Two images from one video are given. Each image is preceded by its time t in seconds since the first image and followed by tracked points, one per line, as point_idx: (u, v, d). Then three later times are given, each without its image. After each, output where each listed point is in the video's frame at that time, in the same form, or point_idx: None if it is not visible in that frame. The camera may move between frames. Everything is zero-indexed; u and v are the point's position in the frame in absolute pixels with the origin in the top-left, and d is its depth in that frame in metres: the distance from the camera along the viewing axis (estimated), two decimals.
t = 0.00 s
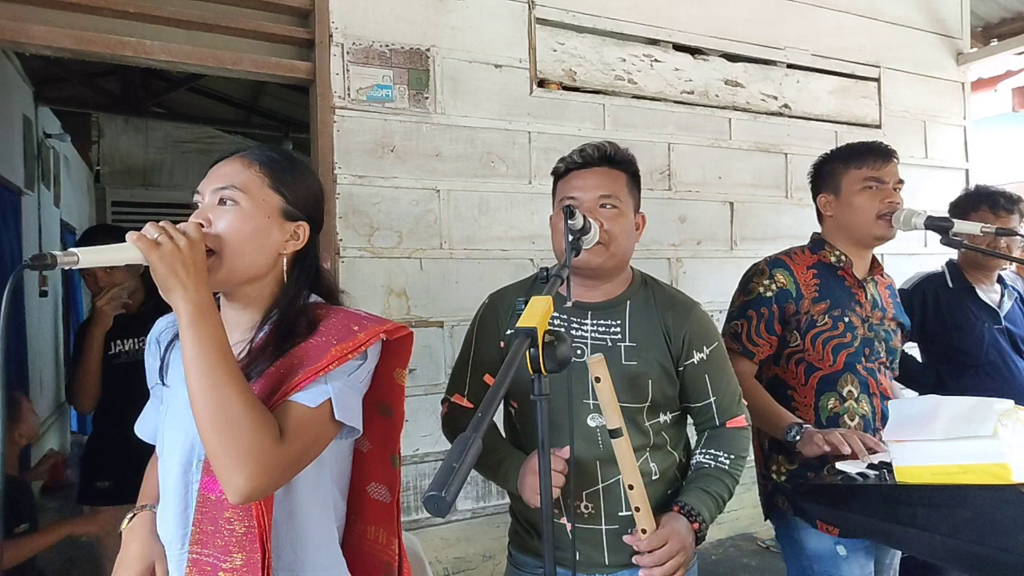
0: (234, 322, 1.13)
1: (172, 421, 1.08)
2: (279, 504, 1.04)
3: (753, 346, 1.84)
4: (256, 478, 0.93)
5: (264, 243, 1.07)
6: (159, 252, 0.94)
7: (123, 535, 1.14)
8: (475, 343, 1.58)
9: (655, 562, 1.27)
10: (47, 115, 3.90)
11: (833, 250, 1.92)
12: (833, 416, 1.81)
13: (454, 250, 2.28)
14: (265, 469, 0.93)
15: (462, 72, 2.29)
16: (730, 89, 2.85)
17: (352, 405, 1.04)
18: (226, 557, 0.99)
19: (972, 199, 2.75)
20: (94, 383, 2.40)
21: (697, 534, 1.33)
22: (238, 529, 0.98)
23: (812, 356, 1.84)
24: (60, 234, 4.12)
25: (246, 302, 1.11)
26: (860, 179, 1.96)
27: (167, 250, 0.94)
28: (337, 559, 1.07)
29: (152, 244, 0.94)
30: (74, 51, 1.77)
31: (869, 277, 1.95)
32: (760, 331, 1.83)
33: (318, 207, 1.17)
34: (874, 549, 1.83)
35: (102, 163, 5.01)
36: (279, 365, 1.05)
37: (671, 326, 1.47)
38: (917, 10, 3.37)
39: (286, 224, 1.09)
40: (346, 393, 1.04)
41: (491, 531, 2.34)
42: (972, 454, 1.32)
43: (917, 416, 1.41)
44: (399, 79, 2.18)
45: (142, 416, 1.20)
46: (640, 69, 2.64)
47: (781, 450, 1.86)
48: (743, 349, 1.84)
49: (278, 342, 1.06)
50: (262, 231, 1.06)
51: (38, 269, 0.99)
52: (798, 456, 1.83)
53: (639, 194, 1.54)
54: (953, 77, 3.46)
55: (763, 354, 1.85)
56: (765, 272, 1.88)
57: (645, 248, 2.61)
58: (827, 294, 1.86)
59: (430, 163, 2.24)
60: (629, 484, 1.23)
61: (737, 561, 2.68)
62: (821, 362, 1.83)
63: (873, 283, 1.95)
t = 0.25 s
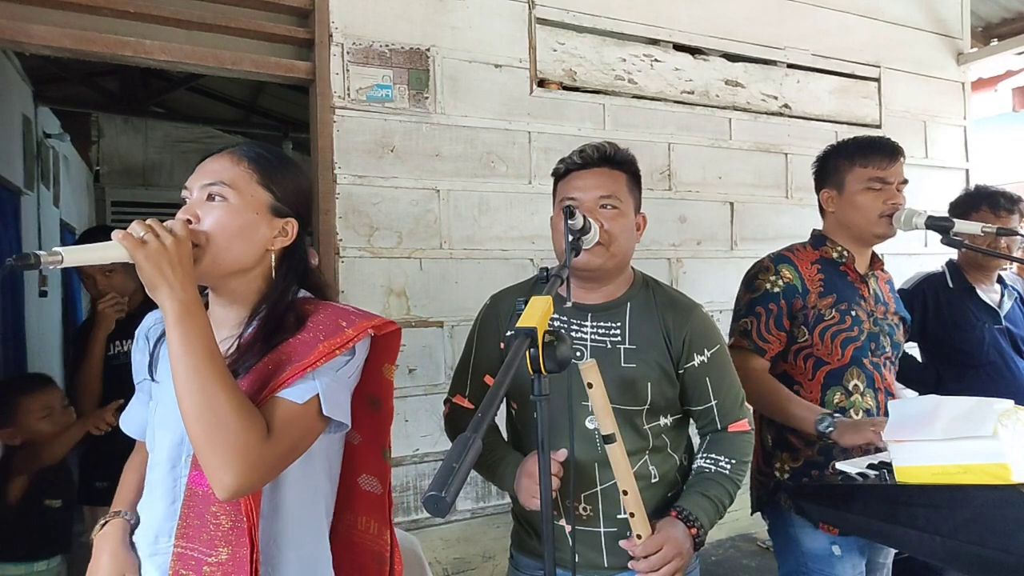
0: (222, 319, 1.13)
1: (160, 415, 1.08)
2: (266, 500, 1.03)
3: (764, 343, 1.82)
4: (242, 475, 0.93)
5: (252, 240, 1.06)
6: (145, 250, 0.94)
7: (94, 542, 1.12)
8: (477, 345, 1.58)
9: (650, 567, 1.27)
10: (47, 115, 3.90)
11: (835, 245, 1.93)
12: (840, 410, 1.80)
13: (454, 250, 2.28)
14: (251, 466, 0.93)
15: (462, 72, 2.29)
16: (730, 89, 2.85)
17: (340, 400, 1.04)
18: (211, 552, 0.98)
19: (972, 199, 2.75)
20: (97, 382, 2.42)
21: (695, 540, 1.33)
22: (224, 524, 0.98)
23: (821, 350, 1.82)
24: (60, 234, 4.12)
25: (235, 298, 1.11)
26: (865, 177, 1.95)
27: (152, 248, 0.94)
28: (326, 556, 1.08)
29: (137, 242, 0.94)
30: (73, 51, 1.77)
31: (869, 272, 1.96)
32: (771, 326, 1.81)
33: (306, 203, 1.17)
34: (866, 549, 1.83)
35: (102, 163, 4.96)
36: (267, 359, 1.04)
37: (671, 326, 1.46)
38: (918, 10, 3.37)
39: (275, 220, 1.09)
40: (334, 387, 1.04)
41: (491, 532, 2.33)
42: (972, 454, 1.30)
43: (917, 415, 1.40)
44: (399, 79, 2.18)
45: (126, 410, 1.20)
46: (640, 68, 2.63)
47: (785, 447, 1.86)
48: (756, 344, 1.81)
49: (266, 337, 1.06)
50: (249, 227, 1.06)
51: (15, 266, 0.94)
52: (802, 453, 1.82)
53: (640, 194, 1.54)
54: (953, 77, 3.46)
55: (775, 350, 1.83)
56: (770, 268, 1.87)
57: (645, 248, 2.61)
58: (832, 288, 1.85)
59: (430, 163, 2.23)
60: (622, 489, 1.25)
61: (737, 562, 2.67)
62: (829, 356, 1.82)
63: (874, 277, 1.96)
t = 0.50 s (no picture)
0: (218, 325, 1.13)
1: (156, 421, 1.08)
2: (262, 506, 1.03)
3: (785, 343, 1.78)
4: (236, 481, 0.92)
5: (247, 244, 1.06)
6: (139, 256, 0.95)
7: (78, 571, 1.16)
8: (479, 344, 1.58)
9: (646, 562, 1.28)
10: (47, 115, 3.90)
11: (836, 246, 1.92)
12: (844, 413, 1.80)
13: (454, 250, 2.28)
14: (245, 473, 0.93)
15: (462, 72, 2.29)
16: (730, 89, 2.85)
17: (336, 409, 1.04)
18: (208, 559, 0.98)
19: (972, 199, 2.75)
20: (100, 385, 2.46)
21: (694, 534, 1.33)
22: (220, 530, 0.98)
23: (826, 353, 1.82)
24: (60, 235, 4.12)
25: (231, 304, 1.11)
26: (867, 177, 1.95)
27: (147, 254, 0.95)
28: (324, 562, 1.07)
29: (132, 247, 0.95)
30: (73, 51, 1.77)
31: (869, 272, 1.97)
32: (789, 327, 1.78)
33: (303, 207, 1.17)
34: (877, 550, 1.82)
35: (102, 164, 4.97)
36: (263, 366, 1.05)
37: (672, 324, 1.46)
38: (918, 10, 3.37)
39: (271, 225, 1.09)
40: (330, 395, 1.04)
41: (491, 532, 2.33)
42: (972, 454, 1.30)
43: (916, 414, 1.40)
44: (399, 79, 2.18)
45: (124, 418, 1.20)
46: (640, 69, 2.63)
47: (790, 450, 1.86)
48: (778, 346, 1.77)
49: (261, 343, 1.06)
50: (246, 232, 1.06)
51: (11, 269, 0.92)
52: (807, 456, 1.83)
53: (639, 191, 1.54)
54: (953, 77, 3.45)
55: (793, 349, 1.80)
56: (779, 268, 1.85)
57: (645, 248, 2.61)
58: (837, 291, 1.85)
59: (430, 163, 2.23)
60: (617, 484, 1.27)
61: (738, 562, 2.67)
62: (834, 358, 1.82)
63: (873, 277, 1.97)
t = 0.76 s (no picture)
0: (236, 316, 1.14)
1: (179, 412, 1.08)
2: (280, 496, 1.03)
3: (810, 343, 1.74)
4: (250, 469, 0.92)
5: (261, 234, 1.07)
6: (152, 246, 0.96)
7: None
8: (480, 347, 1.58)
9: (646, 561, 1.29)
10: (47, 115, 3.90)
11: (836, 247, 1.92)
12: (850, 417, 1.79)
13: (454, 250, 2.28)
14: (260, 460, 0.92)
15: (462, 72, 2.29)
16: (730, 89, 2.85)
17: (352, 395, 1.03)
18: (227, 548, 0.97)
19: (973, 199, 2.75)
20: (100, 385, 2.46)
21: (695, 534, 1.33)
22: (239, 519, 0.97)
23: (834, 354, 1.82)
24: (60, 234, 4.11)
25: (248, 296, 1.11)
26: (868, 177, 1.95)
27: (159, 244, 0.96)
28: (343, 557, 1.06)
29: (144, 238, 0.96)
30: (73, 51, 1.77)
31: (869, 272, 1.96)
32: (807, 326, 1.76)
33: (317, 197, 1.16)
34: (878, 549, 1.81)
35: (102, 163, 4.95)
36: (277, 354, 1.04)
37: (673, 325, 1.46)
38: (918, 10, 3.37)
39: (285, 215, 1.09)
40: (345, 381, 1.03)
41: (491, 532, 2.33)
42: (971, 454, 1.31)
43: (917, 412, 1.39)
44: (399, 79, 2.18)
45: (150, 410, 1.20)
46: (640, 68, 2.63)
47: (793, 452, 1.86)
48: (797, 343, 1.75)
49: (276, 332, 1.05)
50: (260, 223, 1.06)
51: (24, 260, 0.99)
52: (810, 458, 1.83)
53: (640, 193, 1.54)
54: (953, 77, 3.46)
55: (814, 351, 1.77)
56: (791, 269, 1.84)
57: (645, 248, 2.61)
58: (845, 293, 1.84)
59: (430, 163, 2.23)
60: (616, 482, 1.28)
61: (738, 562, 2.67)
62: (840, 360, 1.82)
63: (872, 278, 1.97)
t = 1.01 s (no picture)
0: (242, 319, 1.13)
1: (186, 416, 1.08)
2: (279, 500, 1.03)
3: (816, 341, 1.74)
4: (247, 477, 0.91)
5: (271, 241, 1.07)
6: (160, 248, 0.95)
7: None
8: (480, 340, 1.58)
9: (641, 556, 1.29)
10: (47, 115, 3.90)
11: (836, 247, 1.92)
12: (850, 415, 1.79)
13: (454, 250, 2.28)
14: (258, 469, 0.92)
15: (462, 72, 2.29)
16: (730, 89, 2.85)
17: (352, 404, 1.02)
18: (228, 554, 0.97)
19: (973, 199, 2.75)
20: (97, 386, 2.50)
21: (694, 527, 1.33)
22: (240, 526, 0.97)
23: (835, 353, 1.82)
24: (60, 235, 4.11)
25: (254, 298, 1.11)
26: (867, 178, 1.95)
27: (167, 246, 0.96)
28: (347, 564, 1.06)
29: (153, 240, 0.96)
30: (74, 51, 1.77)
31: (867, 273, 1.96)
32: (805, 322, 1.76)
33: (330, 205, 1.16)
34: (879, 551, 1.83)
35: (102, 164, 4.95)
36: (280, 361, 1.04)
37: (672, 318, 1.46)
38: (918, 10, 3.37)
39: (297, 222, 1.09)
40: (345, 390, 1.02)
41: (491, 532, 2.33)
42: (971, 454, 1.29)
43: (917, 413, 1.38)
44: (399, 79, 2.18)
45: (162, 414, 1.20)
46: (640, 69, 2.63)
47: (795, 453, 1.86)
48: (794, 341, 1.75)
49: (280, 339, 1.05)
50: (271, 228, 1.06)
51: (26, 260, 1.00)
52: (812, 458, 1.83)
53: (637, 188, 1.54)
54: (953, 77, 3.46)
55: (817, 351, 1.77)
56: (792, 267, 1.85)
57: (645, 248, 2.61)
58: (845, 292, 1.84)
59: (430, 163, 2.23)
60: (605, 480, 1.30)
61: (738, 561, 2.67)
62: (842, 359, 1.82)
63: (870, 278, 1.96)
